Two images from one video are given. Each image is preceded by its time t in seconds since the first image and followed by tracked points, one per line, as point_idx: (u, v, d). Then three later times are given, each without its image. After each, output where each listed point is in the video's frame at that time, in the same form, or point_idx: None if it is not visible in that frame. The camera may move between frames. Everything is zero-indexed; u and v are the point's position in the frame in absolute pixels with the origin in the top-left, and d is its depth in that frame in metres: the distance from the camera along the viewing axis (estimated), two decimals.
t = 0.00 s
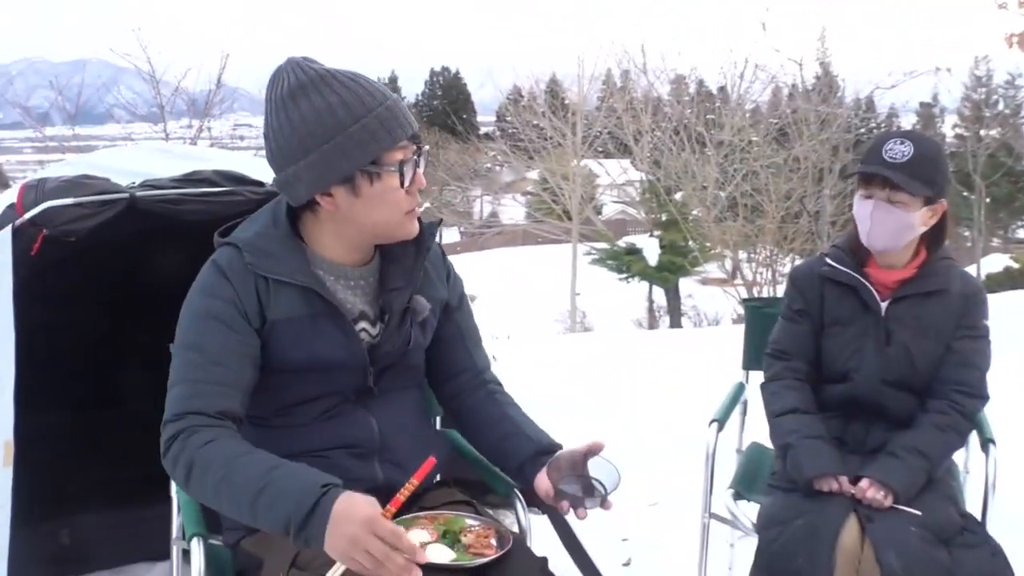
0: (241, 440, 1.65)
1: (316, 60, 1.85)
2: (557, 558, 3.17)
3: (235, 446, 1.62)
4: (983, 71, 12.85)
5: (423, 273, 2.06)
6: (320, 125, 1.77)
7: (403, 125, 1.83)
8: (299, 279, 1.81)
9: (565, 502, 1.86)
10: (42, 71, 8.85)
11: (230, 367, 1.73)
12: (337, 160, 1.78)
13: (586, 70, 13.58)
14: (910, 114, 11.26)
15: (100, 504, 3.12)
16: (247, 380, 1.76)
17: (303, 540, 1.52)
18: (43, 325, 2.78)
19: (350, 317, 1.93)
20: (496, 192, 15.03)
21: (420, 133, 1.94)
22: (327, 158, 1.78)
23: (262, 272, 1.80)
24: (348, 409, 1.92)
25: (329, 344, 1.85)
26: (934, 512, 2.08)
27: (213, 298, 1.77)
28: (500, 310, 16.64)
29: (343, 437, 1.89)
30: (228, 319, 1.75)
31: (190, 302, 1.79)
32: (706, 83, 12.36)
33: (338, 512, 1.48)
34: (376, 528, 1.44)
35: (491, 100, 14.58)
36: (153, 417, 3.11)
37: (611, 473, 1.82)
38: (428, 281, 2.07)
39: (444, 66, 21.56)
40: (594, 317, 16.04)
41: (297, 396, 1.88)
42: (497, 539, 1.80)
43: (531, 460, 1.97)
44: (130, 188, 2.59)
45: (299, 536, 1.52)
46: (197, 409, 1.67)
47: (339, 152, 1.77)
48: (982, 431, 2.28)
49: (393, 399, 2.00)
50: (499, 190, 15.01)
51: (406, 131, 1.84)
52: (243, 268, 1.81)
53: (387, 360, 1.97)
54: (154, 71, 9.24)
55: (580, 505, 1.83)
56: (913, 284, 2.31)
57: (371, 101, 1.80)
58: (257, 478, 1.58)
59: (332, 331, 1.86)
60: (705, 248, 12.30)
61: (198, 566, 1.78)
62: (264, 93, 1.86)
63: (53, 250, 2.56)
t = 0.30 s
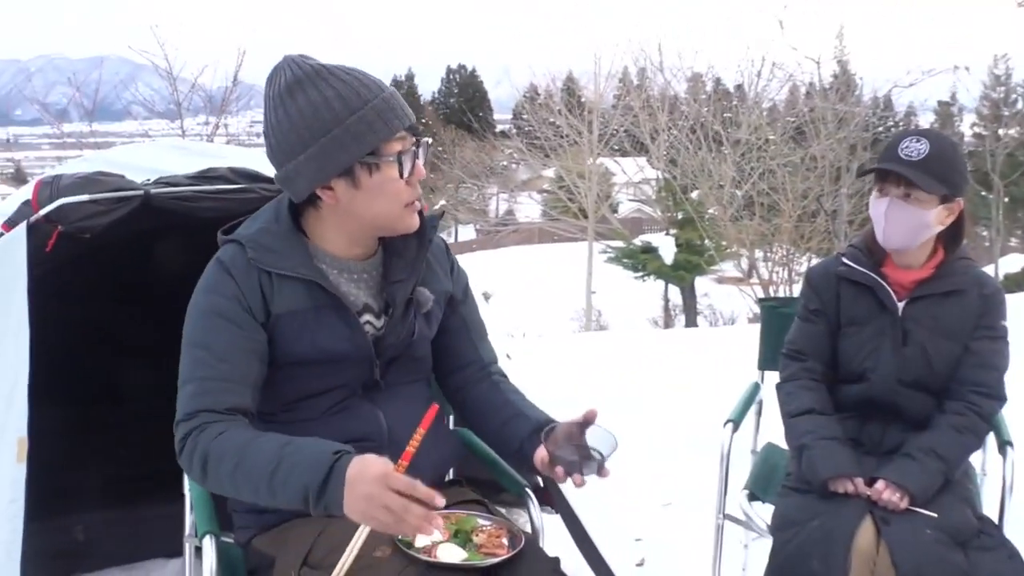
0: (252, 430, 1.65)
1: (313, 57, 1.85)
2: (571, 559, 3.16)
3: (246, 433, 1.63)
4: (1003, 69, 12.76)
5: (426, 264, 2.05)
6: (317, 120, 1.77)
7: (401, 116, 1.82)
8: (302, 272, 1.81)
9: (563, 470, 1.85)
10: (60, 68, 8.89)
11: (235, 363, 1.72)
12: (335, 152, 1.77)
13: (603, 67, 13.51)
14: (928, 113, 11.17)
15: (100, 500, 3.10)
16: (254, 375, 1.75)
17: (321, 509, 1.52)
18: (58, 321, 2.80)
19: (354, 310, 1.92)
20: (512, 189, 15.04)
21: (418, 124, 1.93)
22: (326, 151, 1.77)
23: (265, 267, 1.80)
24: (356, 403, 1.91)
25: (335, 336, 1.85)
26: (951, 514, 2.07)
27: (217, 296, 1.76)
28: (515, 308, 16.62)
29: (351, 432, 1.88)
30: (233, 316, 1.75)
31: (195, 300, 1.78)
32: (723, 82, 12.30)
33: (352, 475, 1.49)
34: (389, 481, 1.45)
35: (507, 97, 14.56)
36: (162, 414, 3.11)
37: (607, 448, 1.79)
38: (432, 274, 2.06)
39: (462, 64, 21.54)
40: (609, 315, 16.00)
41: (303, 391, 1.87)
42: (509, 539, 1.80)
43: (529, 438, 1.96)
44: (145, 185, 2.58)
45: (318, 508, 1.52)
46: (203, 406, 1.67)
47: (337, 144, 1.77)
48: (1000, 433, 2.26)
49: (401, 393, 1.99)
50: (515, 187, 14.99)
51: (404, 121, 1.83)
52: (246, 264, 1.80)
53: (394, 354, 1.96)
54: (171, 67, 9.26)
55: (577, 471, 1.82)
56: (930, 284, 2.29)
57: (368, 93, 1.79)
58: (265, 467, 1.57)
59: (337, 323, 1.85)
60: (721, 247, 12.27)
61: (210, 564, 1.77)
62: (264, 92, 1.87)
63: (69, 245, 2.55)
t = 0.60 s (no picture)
0: (265, 428, 1.65)
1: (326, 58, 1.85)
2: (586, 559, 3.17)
3: (259, 431, 1.63)
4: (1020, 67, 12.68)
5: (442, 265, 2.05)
6: (330, 120, 1.77)
7: (413, 116, 1.82)
8: (318, 270, 1.81)
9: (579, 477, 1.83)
10: (76, 65, 8.91)
11: (251, 362, 1.72)
12: (348, 153, 1.77)
13: (617, 66, 13.47)
14: (943, 113, 11.11)
15: (111, 497, 3.10)
16: (268, 374, 1.75)
17: (331, 508, 1.52)
18: (78, 319, 2.81)
19: (369, 309, 1.92)
20: (526, 188, 15.07)
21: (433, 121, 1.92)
22: (339, 151, 1.77)
23: (280, 266, 1.80)
24: (372, 402, 1.90)
25: (350, 335, 1.85)
26: (967, 515, 2.06)
27: (232, 294, 1.76)
28: (529, 307, 16.63)
29: (366, 431, 1.88)
30: (248, 315, 1.75)
31: (211, 298, 1.78)
32: (737, 80, 12.28)
33: (361, 475, 1.49)
34: (400, 482, 1.45)
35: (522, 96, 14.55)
36: (172, 411, 3.11)
37: (623, 456, 1.75)
38: (447, 273, 2.06)
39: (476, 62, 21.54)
40: (622, 314, 15.98)
41: (318, 390, 1.87)
42: (524, 539, 1.79)
43: (544, 441, 1.96)
44: (160, 182, 2.59)
45: (327, 506, 1.53)
46: (218, 404, 1.67)
47: (350, 144, 1.77)
48: (1016, 436, 2.25)
49: (417, 391, 1.99)
50: (529, 186, 14.99)
51: (417, 120, 1.82)
52: (262, 262, 1.80)
53: (410, 352, 1.96)
54: (186, 65, 9.27)
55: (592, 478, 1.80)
56: (947, 285, 2.28)
57: (381, 93, 1.79)
58: (277, 465, 1.57)
59: (353, 322, 1.85)
60: (735, 246, 12.26)
61: (225, 561, 1.77)
62: (279, 91, 1.87)
63: (86, 244, 2.57)
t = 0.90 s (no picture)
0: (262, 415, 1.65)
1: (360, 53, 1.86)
2: (598, 557, 3.17)
3: (251, 417, 1.63)
4: None
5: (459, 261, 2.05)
6: (344, 113, 1.77)
7: (429, 120, 1.80)
8: (329, 265, 1.81)
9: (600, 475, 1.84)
10: (88, 63, 8.84)
11: (254, 357, 1.72)
12: (357, 147, 1.77)
13: (628, 63, 13.43)
14: (955, 111, 11.07)
15: (127, 494, 3.11)
16: (274, 370, 1.75)
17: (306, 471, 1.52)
18: (89, 317, 2.82)
19: (384, 303, 1.92)
20: (536, 186, 15.09)
21: (457, 129, 1.90)
22: (348, 145, 1.77)
23: (294, 261, 1.80)
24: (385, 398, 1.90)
25: (362, 331, 1.84)
26: (982, 514, 2.05)
27: (243, 289, 1.77)
28: (539, 304, 16.63)
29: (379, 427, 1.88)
30: (258, 312, 1.75)
31: (222, 292, 1.79)
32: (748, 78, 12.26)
33: (338, 433, 1.50)
34: (377, 438, 1.47)
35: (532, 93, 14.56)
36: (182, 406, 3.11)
37: (646, 457, 1.76)
38: (465, 269, 2.06)
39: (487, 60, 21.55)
40: (632, 312, 15.97)
41: (330, 385, 1.87)
42: (538, 536, 1.79)
43: (564, 440, 1.97)
44: (174, 179, 2.60)
45: (299, 471, 1.54)
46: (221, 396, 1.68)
47: (359, 139, 1.77)
48: None
49: (432, 387, 1.99)
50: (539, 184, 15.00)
51: (434, 123, 1.81)
52: (276, 257, 1.81)
53: (425, 348, 1.96)
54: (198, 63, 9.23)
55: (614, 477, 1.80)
56: (963, 283, 2.28)
57: (398, 92, 1.78)
58: (261, 439, 1.58)
59: (366, 317, 1.85)
60: (746, 244, 12.25)
61: (240, 557, 1.78)
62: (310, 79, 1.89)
63: (99, 241, 2.58)
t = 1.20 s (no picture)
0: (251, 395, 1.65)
1: (402, 45, 1.81)
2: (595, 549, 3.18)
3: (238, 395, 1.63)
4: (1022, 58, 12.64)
5: (460, 250, 2.06)
6: (360, 112, 1.76)
7: (426, 148, 1.77)
8: (331, 251, 1.81)
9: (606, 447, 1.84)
10: (77, 56, 8.85)
11: (255, 344, 1.72)
12: (350, 150, 1.77)
13: (618, 56, 13.42)
14: (945, 103, 11.08)
15: (130, 486, 3.13)
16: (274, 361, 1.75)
17: (278, 432, 1.54)
18: (86, 310, 2.81)
19: (385, 290, 1.93)
20: (526, 179, 15.09)
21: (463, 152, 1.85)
22: (355, 144, 1.76)
23: (291, 245, 1.80)
24: (390, 388, 1.90)
25: (364, 316, 1.85)
26: (982, 506, 2.06)
27: (242, 277, 1.76)
28: (530, 297, 16.63)
29: (382, 417, 1.88)
30: (254, 299, 1.74)
31: (221, 280, 1.78)
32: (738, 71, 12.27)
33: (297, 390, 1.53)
34: (327, 380, 1.49)
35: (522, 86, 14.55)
36: (173, 399, 3.11)
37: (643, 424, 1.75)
38: (468, 258, 2.07)
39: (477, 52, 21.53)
40: (623, 304, 15.98)
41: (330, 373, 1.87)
42: (542, 528, 1.80)
43: (564, 419, 1.96)
44: (172, 172, 2.59)
45: (273, 434, 1.55)
46: (213, 382, 1.67)
47: (365, 143, 1.76)
48: None
49: (435, 377, 1.99)
50: (530, 177, 15.00)
51: (436, 151, 1.78)
52: (273, 242, 1.80)
53: (427, 334, 1.96)
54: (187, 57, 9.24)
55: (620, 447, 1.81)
56: (962, 274, 2.29)
57: (417, 113, 1.76)
58: (240, 411, 1.59)
59: (369, 304, 1.85)
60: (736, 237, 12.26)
61: (242, 550, 1.77)
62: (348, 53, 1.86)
63: (97, 235, 2.58)
